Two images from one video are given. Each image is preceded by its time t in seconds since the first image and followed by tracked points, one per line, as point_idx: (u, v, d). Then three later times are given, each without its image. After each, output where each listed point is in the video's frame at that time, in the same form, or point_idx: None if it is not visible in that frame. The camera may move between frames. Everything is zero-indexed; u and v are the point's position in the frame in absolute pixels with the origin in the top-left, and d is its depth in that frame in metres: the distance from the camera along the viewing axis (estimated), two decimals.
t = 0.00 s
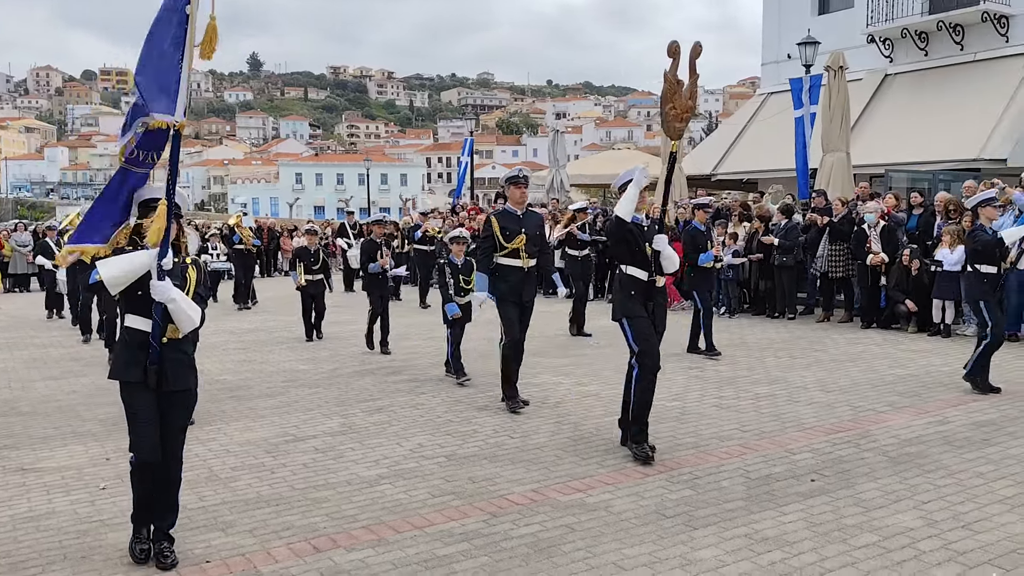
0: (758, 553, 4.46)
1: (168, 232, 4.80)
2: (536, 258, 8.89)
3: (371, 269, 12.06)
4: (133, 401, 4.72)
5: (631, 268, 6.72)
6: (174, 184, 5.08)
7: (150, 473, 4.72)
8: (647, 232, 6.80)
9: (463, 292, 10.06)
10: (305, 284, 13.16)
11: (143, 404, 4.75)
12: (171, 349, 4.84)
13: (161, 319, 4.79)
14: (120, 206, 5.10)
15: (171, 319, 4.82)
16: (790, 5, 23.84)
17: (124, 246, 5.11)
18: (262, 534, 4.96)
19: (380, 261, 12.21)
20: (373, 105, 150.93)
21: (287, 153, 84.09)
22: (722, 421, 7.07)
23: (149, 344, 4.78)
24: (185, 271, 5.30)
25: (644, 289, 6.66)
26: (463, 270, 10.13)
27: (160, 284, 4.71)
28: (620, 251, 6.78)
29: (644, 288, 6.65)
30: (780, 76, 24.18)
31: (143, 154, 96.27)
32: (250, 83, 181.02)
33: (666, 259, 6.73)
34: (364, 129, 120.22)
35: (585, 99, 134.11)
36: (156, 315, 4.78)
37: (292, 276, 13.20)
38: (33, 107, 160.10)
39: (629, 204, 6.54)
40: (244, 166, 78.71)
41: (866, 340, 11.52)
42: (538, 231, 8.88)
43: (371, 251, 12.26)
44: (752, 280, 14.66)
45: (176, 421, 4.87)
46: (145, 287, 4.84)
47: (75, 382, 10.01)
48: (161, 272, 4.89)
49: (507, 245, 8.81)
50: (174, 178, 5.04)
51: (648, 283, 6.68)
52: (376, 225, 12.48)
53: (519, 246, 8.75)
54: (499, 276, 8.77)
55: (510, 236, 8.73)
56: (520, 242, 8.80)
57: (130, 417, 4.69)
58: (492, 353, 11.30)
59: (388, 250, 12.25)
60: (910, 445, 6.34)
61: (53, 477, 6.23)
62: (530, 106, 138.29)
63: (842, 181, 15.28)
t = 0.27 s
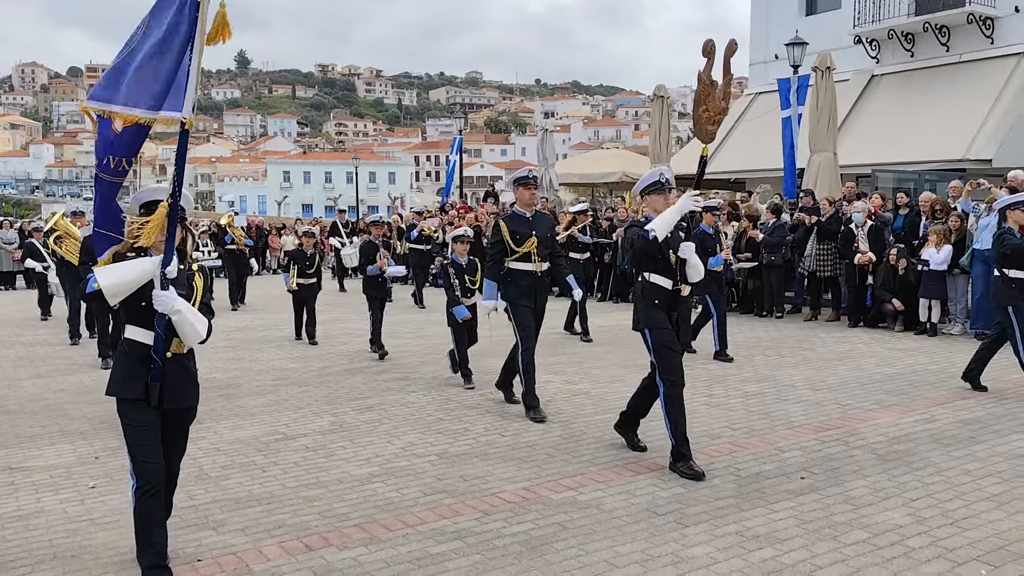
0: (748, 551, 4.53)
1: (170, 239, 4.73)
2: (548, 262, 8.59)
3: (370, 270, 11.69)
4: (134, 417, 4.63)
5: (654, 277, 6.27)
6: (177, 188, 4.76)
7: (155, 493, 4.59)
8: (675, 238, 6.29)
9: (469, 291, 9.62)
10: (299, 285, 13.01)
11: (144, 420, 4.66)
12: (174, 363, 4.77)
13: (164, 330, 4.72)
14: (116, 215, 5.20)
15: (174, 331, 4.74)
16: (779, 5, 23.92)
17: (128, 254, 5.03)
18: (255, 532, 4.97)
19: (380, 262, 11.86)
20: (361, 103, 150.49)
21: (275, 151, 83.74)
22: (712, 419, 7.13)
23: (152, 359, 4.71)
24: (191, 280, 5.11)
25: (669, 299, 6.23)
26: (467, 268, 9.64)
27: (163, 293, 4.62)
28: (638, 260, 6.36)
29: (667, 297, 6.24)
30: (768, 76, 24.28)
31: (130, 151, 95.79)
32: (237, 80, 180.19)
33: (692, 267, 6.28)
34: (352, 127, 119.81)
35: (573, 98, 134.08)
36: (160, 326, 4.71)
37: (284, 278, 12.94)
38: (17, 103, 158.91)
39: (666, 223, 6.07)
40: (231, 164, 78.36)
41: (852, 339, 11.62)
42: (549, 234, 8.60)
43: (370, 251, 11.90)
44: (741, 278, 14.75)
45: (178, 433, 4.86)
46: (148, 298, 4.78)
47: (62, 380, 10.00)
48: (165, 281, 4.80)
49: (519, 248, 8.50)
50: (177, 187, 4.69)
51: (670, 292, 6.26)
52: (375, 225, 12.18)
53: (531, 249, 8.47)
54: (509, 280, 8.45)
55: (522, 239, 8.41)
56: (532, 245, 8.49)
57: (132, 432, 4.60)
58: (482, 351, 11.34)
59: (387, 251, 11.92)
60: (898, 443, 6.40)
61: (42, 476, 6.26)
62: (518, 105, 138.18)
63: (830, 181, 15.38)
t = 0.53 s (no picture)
0: (741, 549, 4.58)
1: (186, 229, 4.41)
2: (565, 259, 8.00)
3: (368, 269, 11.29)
4: (146, 421, 4.37)
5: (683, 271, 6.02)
6: (194, 173, 4.43)
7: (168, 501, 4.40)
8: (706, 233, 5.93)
9: (474, 290, 9.23)
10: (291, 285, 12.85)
11: (155, 425, 4.40)
12: (186, 363, 4.48)
13: (176, 328, 4.44)
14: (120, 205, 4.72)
15: (187, 328, 4.47)
16: (769, 4, 23.96)
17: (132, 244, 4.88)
18: (246, 531, 4.96)
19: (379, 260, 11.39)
20: (350, 101, 150.14)
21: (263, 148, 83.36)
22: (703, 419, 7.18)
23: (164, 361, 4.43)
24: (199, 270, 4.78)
25: (695, 295, 5.97)
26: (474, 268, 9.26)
27: (176, 288, 4.38)
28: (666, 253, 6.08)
29: (696, 294, 5.98)
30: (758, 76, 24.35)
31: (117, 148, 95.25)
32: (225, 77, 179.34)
33: (720, 261, 5.90)
34: (341, 124, 119.41)
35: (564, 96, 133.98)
36: (172, 323, 4.43)
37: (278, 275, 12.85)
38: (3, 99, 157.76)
39: (704, 219, 5.70)
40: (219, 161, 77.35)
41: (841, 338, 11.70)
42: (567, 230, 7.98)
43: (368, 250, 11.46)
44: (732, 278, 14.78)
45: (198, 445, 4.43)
46: (159, 292, 4.50)
47: (50, 378, 9.97)
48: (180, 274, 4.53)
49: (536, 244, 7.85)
50: (197, 169, 4.41)
51: (698, 288, 5.98)
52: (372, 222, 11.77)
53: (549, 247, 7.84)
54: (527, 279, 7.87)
55: (539, 234, 7.81)
56: (549, 241, 7.86)
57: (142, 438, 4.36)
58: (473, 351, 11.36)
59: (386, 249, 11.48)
60: (887, 441, 6.44)
61: (30, 475, 6.37)
62: (508, 104, 138.01)
63: (819, 181, 15.44)
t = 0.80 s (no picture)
0: (733, 547, 4.61)
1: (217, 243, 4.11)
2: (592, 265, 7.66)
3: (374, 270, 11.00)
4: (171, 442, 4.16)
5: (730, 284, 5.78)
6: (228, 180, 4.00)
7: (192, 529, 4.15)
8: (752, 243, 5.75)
9: (490, 294, 9.02)
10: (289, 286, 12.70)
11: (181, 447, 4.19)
12: (213, 382, 4.23)
13: (203, 345, 4.17)
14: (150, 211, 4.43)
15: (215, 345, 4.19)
16: (761, 5, 24.03)
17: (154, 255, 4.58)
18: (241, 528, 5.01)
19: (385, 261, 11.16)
20: (341, 99, 149.89)
21: (254, 146, 83.12)
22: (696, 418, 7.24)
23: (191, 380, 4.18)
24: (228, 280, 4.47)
25: (743, 309, 5.72)
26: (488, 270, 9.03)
27: (205, 303, 4.11)
28: (707, 264, 5.86)
29: (740, 307, 5.73)
30: (749, 77, 24.44)
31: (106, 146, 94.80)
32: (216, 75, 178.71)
33: (768, 272, 5.71)
34: (332, 123, 119.11)
35: (555, 96, 133.94)
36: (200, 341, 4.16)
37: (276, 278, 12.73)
38: None
39: (751, 226, 5.57)
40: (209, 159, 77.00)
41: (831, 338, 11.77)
42: (596, 232, 7.69)
43: (374, 251, 11.19)
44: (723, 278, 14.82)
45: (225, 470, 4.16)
46: (184, 307, 4.24)
47: (41, 377, 9.96)
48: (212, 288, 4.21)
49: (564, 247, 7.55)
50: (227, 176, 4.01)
51: (743, 300, 5.75)
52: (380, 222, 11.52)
53: (578, 249, 7.55)
54: (556, 282, 7.54)
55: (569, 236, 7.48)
56: (578, 244, 7.56)
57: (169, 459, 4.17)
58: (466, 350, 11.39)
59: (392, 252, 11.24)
60: (879, 440, 6.49)
61: (22, 473, 6.36)
62: (499, 103, 137.92)
63: (809, 180, 15.48)
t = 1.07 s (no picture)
0: (727, 547, 4.62)
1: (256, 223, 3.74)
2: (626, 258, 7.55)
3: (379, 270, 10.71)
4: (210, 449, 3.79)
5: (780, 279, 5.56)
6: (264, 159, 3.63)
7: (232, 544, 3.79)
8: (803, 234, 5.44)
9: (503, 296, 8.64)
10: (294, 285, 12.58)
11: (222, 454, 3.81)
12: (251, 381, 3.92)
13: (241, 340, 3.80)
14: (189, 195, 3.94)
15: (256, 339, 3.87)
16: (755, 5, 24.06)
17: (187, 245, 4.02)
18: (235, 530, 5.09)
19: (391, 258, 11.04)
20: (335, 98, 149.79)
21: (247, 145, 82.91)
22: (690, 419, 7.26)
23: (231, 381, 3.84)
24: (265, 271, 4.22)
25: (793, 303, 5.57)
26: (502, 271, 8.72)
27: (245, 293, 3.75)
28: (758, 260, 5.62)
29: (789, 304, 5.58)
30: (744, 78, 24.43)
31: (98, 145, 94.46)
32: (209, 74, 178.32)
33: (820, 265, 5.55)
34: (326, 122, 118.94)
35: (549, 96, 133.95)
36: (239, 336, 3.79)
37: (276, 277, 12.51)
38: None
39: (804, 218, 5.31)
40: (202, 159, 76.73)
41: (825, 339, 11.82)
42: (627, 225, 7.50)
43: (379, 248, 11.05)
44: (718, 279, 14.79)
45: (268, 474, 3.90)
46: (222, 299, 3.89)
47: (33, 376, 9.92)
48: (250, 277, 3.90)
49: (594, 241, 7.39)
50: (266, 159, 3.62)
51: (793, 297, 5.58)
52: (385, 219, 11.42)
53: (608, 244, 7.39)
54: (586, 281, 7.40)
55: (598, 231, 7.33)
56: (608, 238, 7.41)
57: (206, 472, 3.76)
58: (461, 350, 11.40)
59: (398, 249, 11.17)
60: (872, 440, 6.51)
61: (14, 473, 6.34)
62: (493, 103, 137.85)
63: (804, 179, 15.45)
